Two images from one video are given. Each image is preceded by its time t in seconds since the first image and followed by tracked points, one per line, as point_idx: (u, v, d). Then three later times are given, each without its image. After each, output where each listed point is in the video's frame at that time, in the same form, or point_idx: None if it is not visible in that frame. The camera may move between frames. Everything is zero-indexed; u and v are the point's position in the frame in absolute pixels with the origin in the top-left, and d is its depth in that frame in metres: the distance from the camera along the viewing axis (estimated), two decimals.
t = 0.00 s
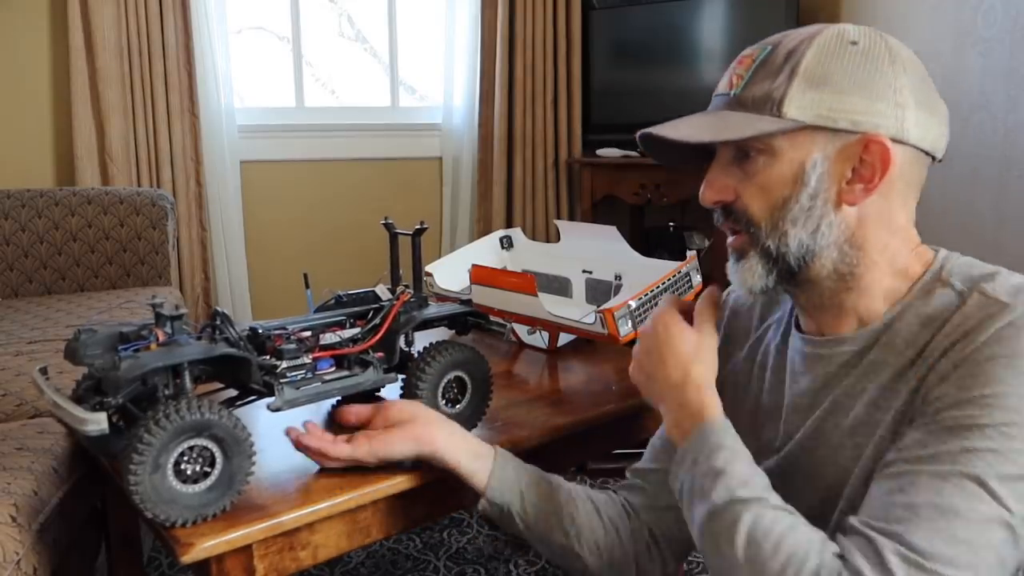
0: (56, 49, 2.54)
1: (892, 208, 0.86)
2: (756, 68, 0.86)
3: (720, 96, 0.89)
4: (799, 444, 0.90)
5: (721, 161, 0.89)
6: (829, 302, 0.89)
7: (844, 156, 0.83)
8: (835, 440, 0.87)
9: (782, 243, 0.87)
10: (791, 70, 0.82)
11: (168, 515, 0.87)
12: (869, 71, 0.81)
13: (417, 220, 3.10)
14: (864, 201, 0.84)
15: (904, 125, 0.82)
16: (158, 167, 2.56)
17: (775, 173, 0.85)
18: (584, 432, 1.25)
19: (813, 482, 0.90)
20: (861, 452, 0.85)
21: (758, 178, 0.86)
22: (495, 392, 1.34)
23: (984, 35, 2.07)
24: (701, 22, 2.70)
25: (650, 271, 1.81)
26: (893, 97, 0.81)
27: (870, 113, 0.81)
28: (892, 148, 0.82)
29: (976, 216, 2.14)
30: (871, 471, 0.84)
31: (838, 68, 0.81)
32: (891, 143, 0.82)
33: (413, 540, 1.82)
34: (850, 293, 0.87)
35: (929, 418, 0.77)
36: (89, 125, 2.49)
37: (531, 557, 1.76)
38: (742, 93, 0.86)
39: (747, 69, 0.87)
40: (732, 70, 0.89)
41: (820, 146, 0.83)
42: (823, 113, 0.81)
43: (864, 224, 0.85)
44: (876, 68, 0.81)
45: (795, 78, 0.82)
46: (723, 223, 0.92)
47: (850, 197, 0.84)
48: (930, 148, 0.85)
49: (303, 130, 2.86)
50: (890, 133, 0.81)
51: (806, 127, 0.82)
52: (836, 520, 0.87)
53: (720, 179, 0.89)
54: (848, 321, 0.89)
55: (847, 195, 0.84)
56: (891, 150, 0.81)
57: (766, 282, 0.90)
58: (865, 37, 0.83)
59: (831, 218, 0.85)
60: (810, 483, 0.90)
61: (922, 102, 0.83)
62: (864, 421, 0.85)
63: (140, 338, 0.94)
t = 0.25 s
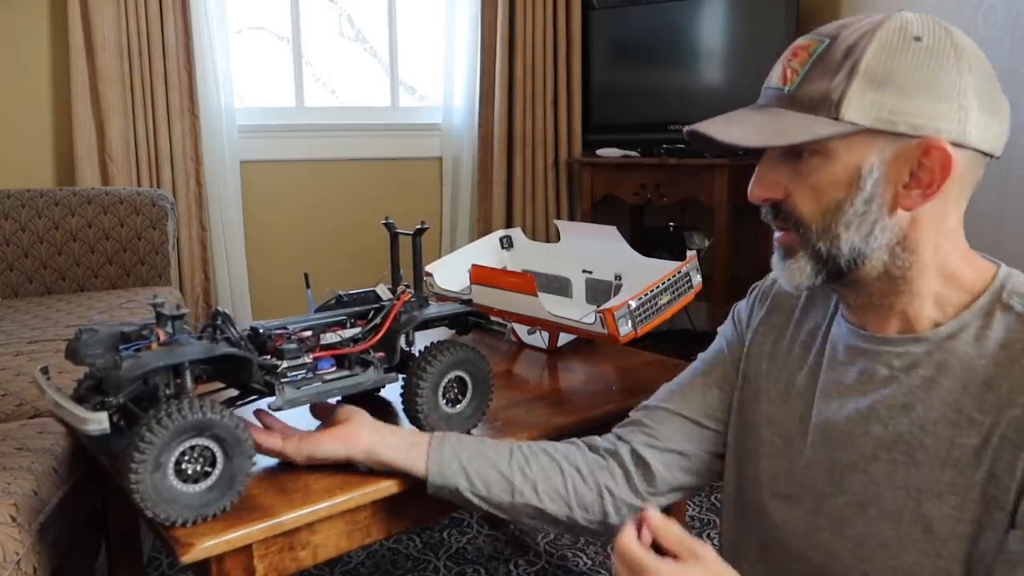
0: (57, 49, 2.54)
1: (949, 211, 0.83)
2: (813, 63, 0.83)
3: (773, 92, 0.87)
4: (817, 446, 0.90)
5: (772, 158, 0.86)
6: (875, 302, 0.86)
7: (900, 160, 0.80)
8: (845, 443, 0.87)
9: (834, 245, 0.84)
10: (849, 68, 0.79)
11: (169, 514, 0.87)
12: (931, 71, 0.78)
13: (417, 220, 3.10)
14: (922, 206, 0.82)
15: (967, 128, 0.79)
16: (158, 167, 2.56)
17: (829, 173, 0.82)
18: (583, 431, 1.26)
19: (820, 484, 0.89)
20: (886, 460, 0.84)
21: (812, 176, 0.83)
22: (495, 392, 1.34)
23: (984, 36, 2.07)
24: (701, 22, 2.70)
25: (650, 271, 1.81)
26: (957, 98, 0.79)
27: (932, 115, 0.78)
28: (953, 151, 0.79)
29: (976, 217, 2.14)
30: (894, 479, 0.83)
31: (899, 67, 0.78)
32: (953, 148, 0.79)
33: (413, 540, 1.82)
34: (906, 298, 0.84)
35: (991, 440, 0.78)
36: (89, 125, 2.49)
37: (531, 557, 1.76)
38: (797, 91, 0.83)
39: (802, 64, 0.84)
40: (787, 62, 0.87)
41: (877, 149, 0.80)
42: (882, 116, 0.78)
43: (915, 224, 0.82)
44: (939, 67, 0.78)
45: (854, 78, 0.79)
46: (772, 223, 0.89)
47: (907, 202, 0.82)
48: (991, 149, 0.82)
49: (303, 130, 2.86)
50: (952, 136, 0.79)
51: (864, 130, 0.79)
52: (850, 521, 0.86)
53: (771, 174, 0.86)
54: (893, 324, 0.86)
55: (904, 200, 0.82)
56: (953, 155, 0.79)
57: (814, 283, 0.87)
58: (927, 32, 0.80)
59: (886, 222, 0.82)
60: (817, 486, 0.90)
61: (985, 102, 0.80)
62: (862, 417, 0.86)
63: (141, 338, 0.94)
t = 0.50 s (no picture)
0: (57, 49, 2.54)
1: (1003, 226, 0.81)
2: (876, 61, 0.81)
3: (835, 86, 0.85)
4: (845, 462, 0.87)
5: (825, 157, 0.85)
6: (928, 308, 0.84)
7: (964, 166, 0.78)
8: (878, 458, 0.84)
9: (883, 252, 0.82)
10: (916, 67, 0.77)
11: (168, 514, 0.87)
12: (1003, 74, 0.76)
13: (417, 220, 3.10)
14: (982, 215, 0.79)
15: None
16: (158, 167, 2.56)
17: (884, 175, 0.80)
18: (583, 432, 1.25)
19: (840, 496, 0.87)
20: (920, 478, 0.81)
21: (865, 177, 0.81)
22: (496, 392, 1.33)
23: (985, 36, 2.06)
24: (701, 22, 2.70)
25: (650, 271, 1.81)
26: None
27: (1000, 121, 0.76)
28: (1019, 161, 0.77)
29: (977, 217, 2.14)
30: (927, 497, 0.80)
31: (970, 68, 0.76)
32: (1019, 156, 0.77)
33: (413, 540, 1.82)
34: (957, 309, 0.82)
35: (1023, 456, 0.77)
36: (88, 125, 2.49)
37: (531, 557, 1.76)
38: (859, 88, 0.82)
39: (865, 60, 0.82)
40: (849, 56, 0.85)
41: (939, 154, 0.78)
42: (946, 120, 0.76)
43: (974, 232, 0.80)
44: (1012, 70, 0.76)
45: (921, 78, 0.77)
46: (822, 224, 0.87)
47: (966, 210, 0.79)
48: None
49: (303, 130, 2.86)
50: (1019, 144, 0.77)
51: (926, 133, 0.77)
52: (875, 535, 0.83)
53: (824, 173, 0.84)
54: (938, 335, 0.84)
55: (963, 208, 0.79)
56: (1019, 165, 0.77)
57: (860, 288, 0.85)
58: (1004, 30, 0.77)
59: (942, 230, 0.80)
60: (838, 496, 0.87)
61: None
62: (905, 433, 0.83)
63: (141, 338, 0.94)
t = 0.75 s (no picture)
0: (57, 49, 2.54)
1: None
2: (926, 57, 0.81)
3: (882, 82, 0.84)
4: (857, 477, 0.87)
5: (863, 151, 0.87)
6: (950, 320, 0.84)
7: (1007, 175, 0.79)
8: (890, 478, 0.84)
9: (916, 257, 0.83)
10: (968, 67, 0.77)
11: (170, 512, 0.87)
12: None
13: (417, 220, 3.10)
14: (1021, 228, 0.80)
15: None
16: (158, 167, 2.56)
17: (921, 178, 0.81)
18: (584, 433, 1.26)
19: (848, 510, 0.87)
20: (936, 502, 0.81)
21: (901, 180, 0.82)
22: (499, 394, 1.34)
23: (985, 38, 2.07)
24: (701, 22, 2.71)
25: (650, 271, 1.81)
26: None
27: None
28: None
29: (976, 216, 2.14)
30: (940, 521, 0.81)
31: None
32: None
33: (413, 540, 1.82)
34: (982, 328, 0.82)
35: None
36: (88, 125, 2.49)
37: (531, 557, 1.76)
38: (909, 84, 0.81)
39: (914, 57, 0.82)
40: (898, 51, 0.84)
41: (982, 160, 0.79)
42: (992, 123, 0.76)
43: (1003, 247, 0.81)
44: None
45: (972, 77, 0.77)
46: (855, 224, 0.89)
47: (1006, 222, 0.80)
48: None
49: (303, 130, 2.86)
50: None
51: (971, 136, 0.78)
52: (883, 553, 0.84)
53: (858, 170, 0.86)
54: (959, 354, 0.83)
55: (1004, 219, 0.80)
56: None
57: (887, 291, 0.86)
58: None
59: (978, 241, 0.81)
60: (848, 510, 0.87)
61: None
62: (913, 458, 0.83)
63: (144, 338, 0.94)
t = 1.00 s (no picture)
0: (57, 49, 2.54)
1: None
2: (927, 55, 0.81)
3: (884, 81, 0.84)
4: (866, 470, 0.87)
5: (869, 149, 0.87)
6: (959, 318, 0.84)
7: (1010, 171, 0.78)
8: (893, 474, 0.84)
9: (919, 257, 0.83)
10: (967, 64, 0.77)
11: (169, 513, 0.87)
12: None
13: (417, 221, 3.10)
14: None
15: None
16: (158, 167, 2.56)
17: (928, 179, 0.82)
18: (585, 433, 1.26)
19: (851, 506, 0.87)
20: (936, 500, 0.81)
21: (908, 181, 0.83)
22: (498, 393, 1.34)
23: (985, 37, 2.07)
24: (701, 22, 2.71)
25: (650, 271, 1.81)
26: None
27: None
28: None
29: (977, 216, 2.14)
30: (937, 518, 0.80)
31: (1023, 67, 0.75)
32: None
33: (413, 540, 1.82)
34: (995, 327, 0.82)
35: None
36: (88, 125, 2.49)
37: (531, 557, 1.76)
38: (910, 81, 0.81)
39: (915, 55, 0.82)
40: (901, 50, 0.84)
41: (983, 158, 0.79)
42: (991, 121, 0.76)
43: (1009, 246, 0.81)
44: None
45: (970, 75, 0.76)
46: (864, 224, 0.90)
47: (1010, 218, 0.80)
48: None
49: (302, 130, 2.86)
50: None
51: (970, 133, 0.78)
52: (880, 548, 0.84)
53: (863, 171, 0.87)
54: (970, 355, 0.83)
55: (1008, 216, 0.80)
56: None
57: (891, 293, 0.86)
58: None
59: (983, 238, 0.81)
60: (853, 503, 0.87)
61: None
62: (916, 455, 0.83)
63: (142, 338, 0.94)
